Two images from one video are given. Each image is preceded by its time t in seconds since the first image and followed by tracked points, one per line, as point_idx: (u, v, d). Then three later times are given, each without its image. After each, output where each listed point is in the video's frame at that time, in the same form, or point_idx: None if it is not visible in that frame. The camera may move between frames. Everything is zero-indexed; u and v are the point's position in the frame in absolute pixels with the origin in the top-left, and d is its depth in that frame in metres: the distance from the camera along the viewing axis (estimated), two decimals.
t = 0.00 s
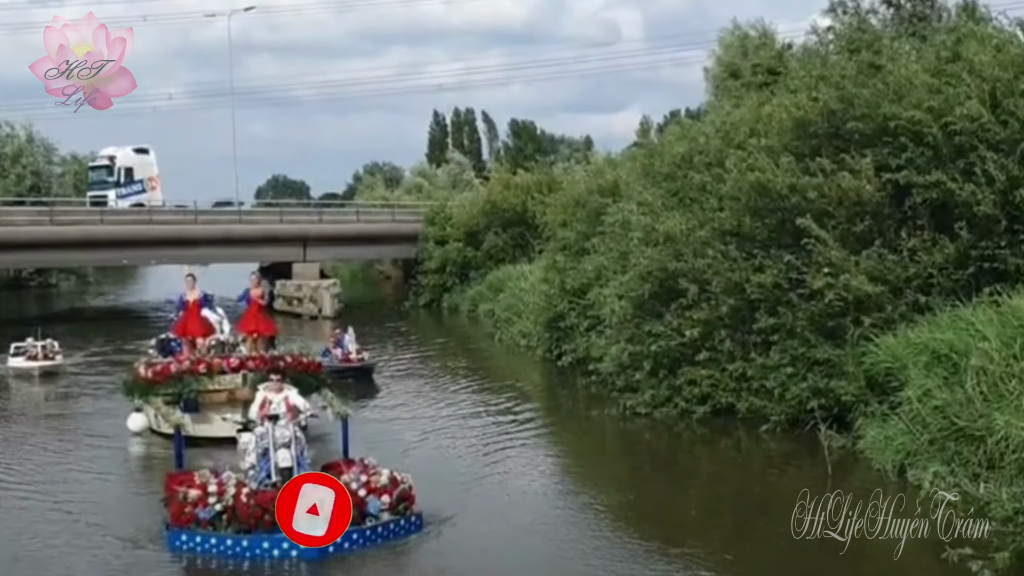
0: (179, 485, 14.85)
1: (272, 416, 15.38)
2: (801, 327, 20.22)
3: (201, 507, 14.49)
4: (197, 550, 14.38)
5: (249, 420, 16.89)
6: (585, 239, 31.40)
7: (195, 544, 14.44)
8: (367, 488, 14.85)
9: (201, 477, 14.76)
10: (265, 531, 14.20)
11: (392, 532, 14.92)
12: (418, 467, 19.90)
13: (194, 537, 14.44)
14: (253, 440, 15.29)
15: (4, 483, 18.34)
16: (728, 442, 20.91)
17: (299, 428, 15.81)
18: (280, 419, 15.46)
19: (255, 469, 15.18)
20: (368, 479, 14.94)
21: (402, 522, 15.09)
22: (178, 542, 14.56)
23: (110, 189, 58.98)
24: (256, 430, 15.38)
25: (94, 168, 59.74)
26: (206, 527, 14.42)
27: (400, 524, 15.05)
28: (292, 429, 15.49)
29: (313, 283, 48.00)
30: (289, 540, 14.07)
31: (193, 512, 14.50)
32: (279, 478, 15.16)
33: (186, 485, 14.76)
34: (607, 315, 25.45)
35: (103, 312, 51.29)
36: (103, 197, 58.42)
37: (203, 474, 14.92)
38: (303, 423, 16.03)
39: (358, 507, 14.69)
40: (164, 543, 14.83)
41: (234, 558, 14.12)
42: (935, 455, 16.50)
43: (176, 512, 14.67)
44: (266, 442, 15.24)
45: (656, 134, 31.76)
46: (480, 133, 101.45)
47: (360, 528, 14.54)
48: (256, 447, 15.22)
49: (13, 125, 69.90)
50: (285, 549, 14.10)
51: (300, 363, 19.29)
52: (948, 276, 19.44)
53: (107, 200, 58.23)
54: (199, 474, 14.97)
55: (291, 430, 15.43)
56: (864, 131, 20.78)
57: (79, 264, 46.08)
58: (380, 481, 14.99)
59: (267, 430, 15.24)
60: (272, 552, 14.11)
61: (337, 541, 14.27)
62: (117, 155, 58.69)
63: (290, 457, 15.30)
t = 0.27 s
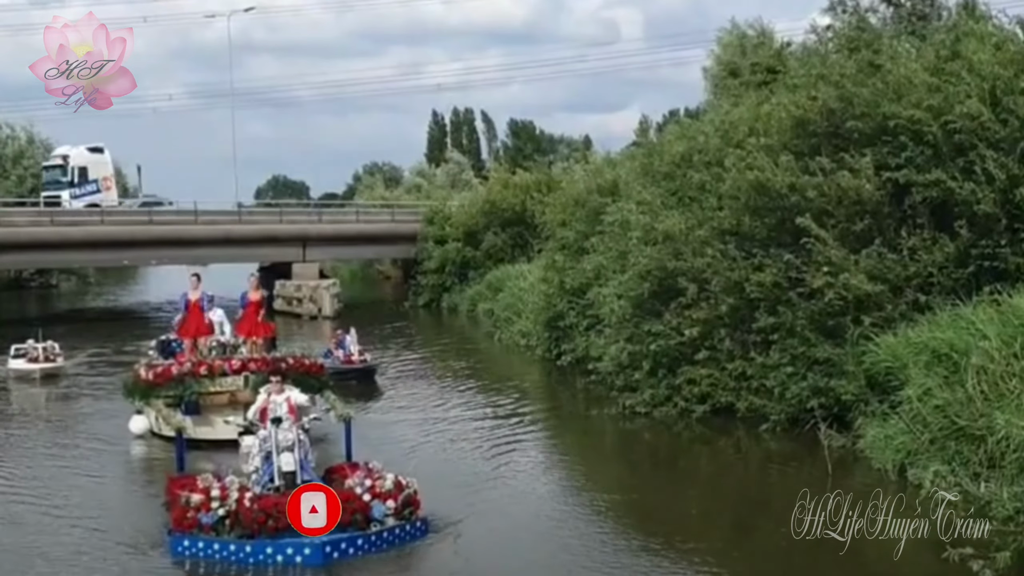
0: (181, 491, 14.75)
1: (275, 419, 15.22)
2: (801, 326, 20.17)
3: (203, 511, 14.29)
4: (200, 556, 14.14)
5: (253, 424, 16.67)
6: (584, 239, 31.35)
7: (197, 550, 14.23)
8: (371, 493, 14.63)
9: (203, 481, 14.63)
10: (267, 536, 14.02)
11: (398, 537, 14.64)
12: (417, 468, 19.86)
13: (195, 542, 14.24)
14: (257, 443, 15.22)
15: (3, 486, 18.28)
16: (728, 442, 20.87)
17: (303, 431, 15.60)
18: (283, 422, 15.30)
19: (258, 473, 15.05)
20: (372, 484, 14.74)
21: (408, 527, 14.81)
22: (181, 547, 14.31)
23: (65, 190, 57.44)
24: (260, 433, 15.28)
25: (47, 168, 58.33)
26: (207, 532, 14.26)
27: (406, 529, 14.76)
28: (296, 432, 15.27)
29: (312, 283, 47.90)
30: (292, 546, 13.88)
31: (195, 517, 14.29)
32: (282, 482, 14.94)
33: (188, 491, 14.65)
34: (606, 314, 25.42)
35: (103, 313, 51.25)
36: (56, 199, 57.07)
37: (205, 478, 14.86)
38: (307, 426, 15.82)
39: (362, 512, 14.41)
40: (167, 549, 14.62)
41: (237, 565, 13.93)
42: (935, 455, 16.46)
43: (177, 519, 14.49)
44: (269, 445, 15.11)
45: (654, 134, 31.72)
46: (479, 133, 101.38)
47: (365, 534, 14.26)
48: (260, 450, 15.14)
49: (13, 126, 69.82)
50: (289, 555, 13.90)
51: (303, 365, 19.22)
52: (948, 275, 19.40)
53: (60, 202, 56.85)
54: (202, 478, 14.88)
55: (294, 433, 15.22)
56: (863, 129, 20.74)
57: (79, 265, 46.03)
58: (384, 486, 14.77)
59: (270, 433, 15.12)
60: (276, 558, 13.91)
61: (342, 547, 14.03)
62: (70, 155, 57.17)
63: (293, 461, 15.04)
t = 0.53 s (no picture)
0: (182, 494, 14.55)
1: (277, 422, 15.20)
2: (800, 327, 20.18)
3: (204, 516, 14.12)
4: (202, 562, 14.00)
5: (254, 426, 16.64)
6: (583, 239, 31.36)
7: (198, 555, 14.07)
8: (375, 497, 14.52)
9: (204, 485, 14.44)
10: (270, 542, 13.91)
11: (403, 542, 14.45)
12: (416, 467, 19.85)
13: (196, 547, 14.09)
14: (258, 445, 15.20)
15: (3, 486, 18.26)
16: (727, 442, 20.89)
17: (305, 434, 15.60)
18: (285, 424, 15.27)
19: (260, 476, 15.01)
20: (376, 488, 14.65)
21: (413, 532, 14.61)
22: (182, 553, 14.14)
23: (16, 187, 57.50)
24: (262, 436, 15.28)
25: None
26: (209, 537, 14.10)
27: (410, 534, 14.56)
28: (298, 435, 15.25)
29: (311, 283, 47.87)
30: (295, 551, 13.80)
31: (196, 522, 14.13)
32: (285, 486, 14.91)
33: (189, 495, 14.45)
34: (605, 314, 25.43)
35: (102, 312, 51.25)
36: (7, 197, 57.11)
37: (206, 481, 14.71)
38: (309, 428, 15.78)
39: (367, 516, 14.25)
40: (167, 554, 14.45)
41: (239, 571, 13.79)
42: (934, 455, 16.46)
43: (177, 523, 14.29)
44: (271, 448, 15.10)
45: (654, 134, 31.73)
46: (478, 133, 101.40)
47: (370, 539, 14.07)
48: (261, 452, 15.13)
49: (12, 125, 69.81)
50: (292, 561, 13.82)
51: (304, 366, 19.24)
52: (947, 275, 19.42)
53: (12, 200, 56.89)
54: (202, 482, 14.70)
55: (297, 436, 15.22)
56: (863, 130, 20.73)
57: (79, 264, 46.01)
58: (388, 490, 14.65)
59: (271, 435, 15.10)
60: (279, 564, 13.82)
61: (345, 553, 13.86)
62: (22, 154, 57.07)
63: (296, 464, 15.04)
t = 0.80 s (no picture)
0: (182, 502, 14.44)
1: (280, 427, 15.01)
2: (799, 330, 20.25)
3: (205, 522, 13.93)
4: (202, 569, 13.75)
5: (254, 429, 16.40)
6: (582, 241, 31.38)
7: (198, 562, 13.82)
8: (380, 503, 14.31)
9: (205, 492, 14.31)
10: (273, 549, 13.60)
11: (407, 549, 14.24)
12: (415, 470, 19.86)
13: (197, 554, 13.85)
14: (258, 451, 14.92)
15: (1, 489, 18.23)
16: (726, 445, 20.92)
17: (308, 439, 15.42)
18: (288, 429, 15.08)
19: (261, 481, 14.79)
20: (380, 495, 14.42)
21: (418, 540, 14.40)
22: (182, 560, 13.94)
23: None
24: (263, 441, 15.03)
25: None
26: (209, 544, 13.85)
27: (415, 542, 14.35)
28: (301, 440, 15.10)
29: (310, 284, 47.87)
30: (298, 559, 13.46)
31: (197, 528, 13.94)
32: (287, 492, 14.71)
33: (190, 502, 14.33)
34: (604, 317, 25.42)
35: (101, 312, 51.28)
36: None
37: (207, 487, 14.59)
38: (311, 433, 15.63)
39: (371, 523, 14.05)
40: (167, 562, 14.27)
41: None
42: (932, 459, 16.48)
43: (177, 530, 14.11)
44: (273, 453, 14.84)
45: (653, 137, 31.77)
46: (479, 135, 101.47)
47: (374, 547, 13.87)
48: (263, 458, 14.86)
49: (13, 125, 69.83)
50: (295, 568, 13.46)
51: (306, 369, 18.83)
52: (946, 280, 19.46)
53: None
54: (202, 489, 14.65)
55: (299, 441, 15.05)
56: (862, 134, 20.69)
57: (79, 264, 46.00)
58: (393, 496, 14.41)
59: (274, 440, 14.89)
60: (281, 571, 13.45)
61: (350, 560, 13.66)
62: None
63: (298, 470, 14.82)
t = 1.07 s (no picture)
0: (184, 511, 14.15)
1: (283, 433, 14.94)
2: (798, 333, 20.23)
3: (207, 531, 13.63)
4: None
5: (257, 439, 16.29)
6: (581, 244, 31.38)
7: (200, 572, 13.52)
8: (385, 511, 14.12)
9: (207, 500, 14.03)
10: (277, 558, 13.36)
11: (412, 558, 14.03)
12: (415, 473, 19.83)
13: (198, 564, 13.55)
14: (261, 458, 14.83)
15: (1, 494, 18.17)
16: (726, 448, 20.91)
17: (312, 446, 15.31)
18: (291, 435, 14.99)
19: (264, 489, 14.67)
20: (386, 502, 14.24)
21: (423, 549, 14.20)
22: (183, 570, 13.64)
23: None
24: (266, 448, 14.93)
25: None
26: (212, 554, 13.56)
27: (421, 550, 14.15)
28: (304, 447, 15.00)
29: (309, 287, 47.85)
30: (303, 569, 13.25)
31: (198, 537, 13.62)
32: (291, 499, 14.59)
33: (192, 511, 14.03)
34: (603, 319, 25.41)
35: (101, 316, 51.27)
36: None
37: (209, 496, 14.33)
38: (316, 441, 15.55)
39: (378, 532, 13.81)
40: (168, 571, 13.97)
41: None
42: (932, 462, 16.49)
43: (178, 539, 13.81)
44: (276, 460, 14.75)
45: (652, 140, 31.79)
46: (478, 138, 101.50)
47: (380, 556, 13.64)
48: (266, 465, 14.76)
49: (12, 129, 69.79)
50: None
51: (307, 374, 18.85)
52: (946, 282, 19.46)
53: None
54: (205, 497, 14.39)
55: (303, 448, 14.95)
56: (862, 137, 20.71)
57: (78, 268, 45.98)
58: (399, 504, 14.23)
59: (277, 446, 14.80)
60: None
61: (355, 569, 13.43)
62: None
63: (302, 477, 14.71)
